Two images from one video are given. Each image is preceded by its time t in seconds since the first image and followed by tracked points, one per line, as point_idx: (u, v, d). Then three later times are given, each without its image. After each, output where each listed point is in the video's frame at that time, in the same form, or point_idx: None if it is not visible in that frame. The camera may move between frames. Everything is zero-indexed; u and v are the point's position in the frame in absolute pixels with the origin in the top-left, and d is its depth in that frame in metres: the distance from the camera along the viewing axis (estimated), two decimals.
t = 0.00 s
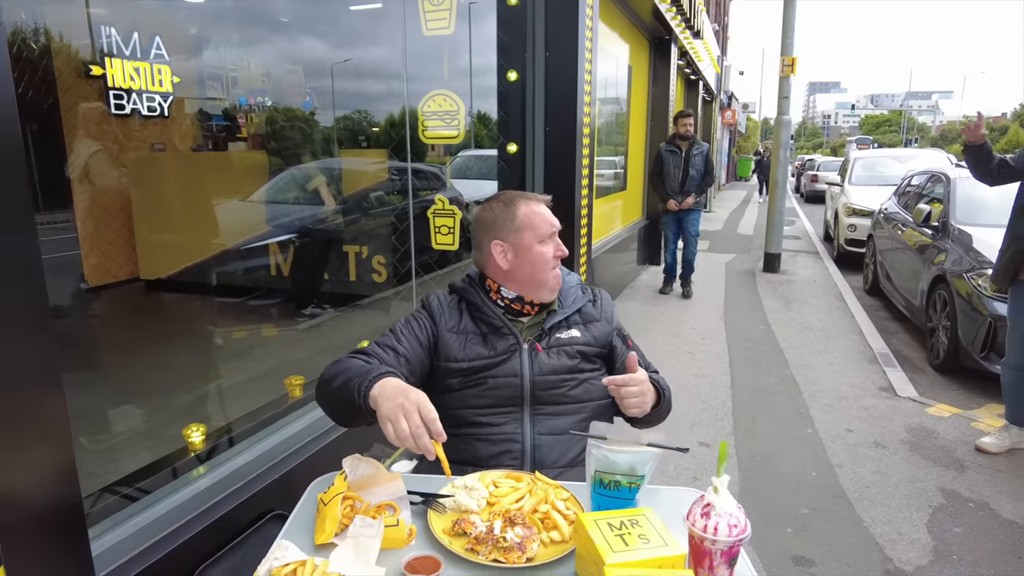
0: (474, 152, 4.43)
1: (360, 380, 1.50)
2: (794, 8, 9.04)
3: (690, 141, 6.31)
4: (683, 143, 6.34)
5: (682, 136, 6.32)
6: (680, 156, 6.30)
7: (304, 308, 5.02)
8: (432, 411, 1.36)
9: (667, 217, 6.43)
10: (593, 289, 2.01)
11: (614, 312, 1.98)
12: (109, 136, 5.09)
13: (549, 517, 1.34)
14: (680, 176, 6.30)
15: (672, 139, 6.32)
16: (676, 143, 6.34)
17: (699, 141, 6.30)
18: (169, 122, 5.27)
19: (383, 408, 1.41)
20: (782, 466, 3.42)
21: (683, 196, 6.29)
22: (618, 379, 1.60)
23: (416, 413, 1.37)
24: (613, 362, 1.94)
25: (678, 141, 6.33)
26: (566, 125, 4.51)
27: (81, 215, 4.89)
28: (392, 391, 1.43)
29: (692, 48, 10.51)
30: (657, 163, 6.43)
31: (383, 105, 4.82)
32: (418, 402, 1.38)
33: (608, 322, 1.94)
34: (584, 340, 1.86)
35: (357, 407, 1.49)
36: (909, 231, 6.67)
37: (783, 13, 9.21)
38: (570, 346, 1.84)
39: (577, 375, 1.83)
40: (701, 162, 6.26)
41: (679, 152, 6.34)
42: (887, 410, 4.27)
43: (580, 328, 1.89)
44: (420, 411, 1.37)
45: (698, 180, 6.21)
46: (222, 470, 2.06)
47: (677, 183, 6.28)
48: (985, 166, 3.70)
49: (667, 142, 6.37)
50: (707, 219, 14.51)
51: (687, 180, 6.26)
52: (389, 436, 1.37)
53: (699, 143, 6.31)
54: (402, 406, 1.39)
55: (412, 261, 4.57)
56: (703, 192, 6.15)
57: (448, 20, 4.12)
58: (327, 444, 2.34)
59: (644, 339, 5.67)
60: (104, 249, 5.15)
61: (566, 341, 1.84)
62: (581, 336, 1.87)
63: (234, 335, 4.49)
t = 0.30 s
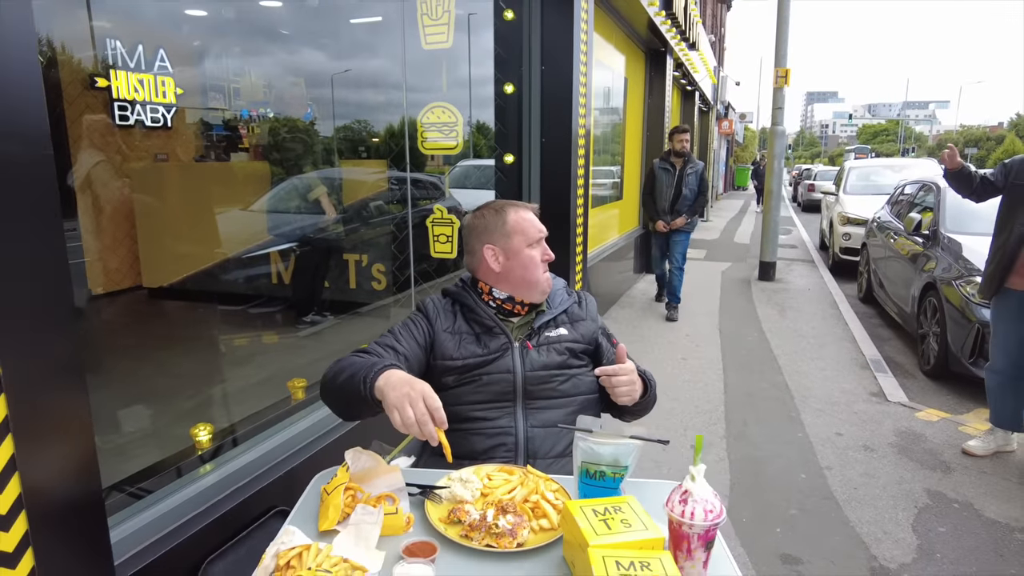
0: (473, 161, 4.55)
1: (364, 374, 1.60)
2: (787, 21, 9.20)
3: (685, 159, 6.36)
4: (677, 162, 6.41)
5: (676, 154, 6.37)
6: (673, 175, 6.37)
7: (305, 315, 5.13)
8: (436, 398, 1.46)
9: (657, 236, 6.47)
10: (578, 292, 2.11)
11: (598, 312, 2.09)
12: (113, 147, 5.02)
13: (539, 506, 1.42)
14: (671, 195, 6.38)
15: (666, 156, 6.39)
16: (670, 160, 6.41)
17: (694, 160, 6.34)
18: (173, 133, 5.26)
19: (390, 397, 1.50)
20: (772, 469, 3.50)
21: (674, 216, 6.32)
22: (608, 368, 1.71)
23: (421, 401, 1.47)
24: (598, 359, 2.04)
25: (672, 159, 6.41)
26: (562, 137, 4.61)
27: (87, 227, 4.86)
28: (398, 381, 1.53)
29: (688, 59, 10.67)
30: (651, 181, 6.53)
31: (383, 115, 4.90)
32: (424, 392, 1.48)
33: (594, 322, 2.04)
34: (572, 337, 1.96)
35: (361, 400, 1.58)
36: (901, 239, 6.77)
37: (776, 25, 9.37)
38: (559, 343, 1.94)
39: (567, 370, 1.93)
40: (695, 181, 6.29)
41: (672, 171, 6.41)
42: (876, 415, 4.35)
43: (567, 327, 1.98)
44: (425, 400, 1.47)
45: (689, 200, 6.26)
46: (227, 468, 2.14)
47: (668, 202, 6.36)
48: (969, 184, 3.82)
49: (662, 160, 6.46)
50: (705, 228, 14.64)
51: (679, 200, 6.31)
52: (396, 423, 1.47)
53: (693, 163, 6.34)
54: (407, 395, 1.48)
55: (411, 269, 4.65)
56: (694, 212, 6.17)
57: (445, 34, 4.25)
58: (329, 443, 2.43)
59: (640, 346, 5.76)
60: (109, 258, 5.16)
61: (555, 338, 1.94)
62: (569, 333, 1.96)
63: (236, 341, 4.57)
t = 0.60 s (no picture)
0: (473, 169, 4.69)
1: (368, 367, 1.69)
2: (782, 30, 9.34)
3: (679, 160, 6.16)
4: (671, 163, 6.21)
5: (670, 156, 6.17)
6: (667, 177, 6.18)
7: (307, 320, 5.12)
8: (434, 392, 1.54)
9: (652, 242, 6.29)
10: (574, 292, 2.20)
11: (593, 310, 2.17)
12: (117, 154, 5.10)
13: (536, 492, 1.50)
14: (665, 199, 6.20)
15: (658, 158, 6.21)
16: (663, 162, 6.21)
17: (688, 160, 6.14)
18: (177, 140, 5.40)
19: (390, 389, 1.59)
20: (767, 468, 3.58)
21: (671, 221, 6.17)
22: (603, 362, 1.79)
23: (420, 393, 1.55)
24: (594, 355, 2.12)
25: (665, 161, 6.20)
26: (560, 144, 4.71)
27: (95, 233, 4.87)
28: (398, 373, 1.61)
29: (686, 68, 10.80)
30: (645, 184, 6.34)
31: (383, 123, 5.14)
32: (422, 384, 1.56)
33: (589, 319, 2.13)
34: (567, 334, 2.04)
35: (366, 391, 1.67)
36: (895, 246, 6.87)
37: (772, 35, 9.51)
38: (555, 339, 2.02)
39: (563, 365, 2.01)
40: (690, 184, 6.10)
41: (667, 173, 6.18)
42: (870, 416, 4.43)
43: (563, 324, 2.07)
44: (423, 392, 1.55)
45: (685, 205, 6.08)
46: (237, 461, 2.22)
47: (663, 206, 6.18)
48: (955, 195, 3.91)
49: (654, 162, 6.28)
50: (703, 235, 14.75)
51: (674, 204, 6.13)
52: (395, 414, 1.55)
53: (688, 164, 6.14)
54: (407, 387, 1.57)
55: (412, 274, 4.76)
56: (690, 216, 6.05)
57: (445, 45, 4.40)
58: (336, 437, 2.51)
59: (638, 350, 5.84)
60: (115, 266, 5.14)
61: (551, 335, 2.02)
62: (565, 330, 2.05)
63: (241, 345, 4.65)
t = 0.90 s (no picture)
0: (473, 174, 4.79)
1: (378, 368, 1.77)
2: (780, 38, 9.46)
3: (669, 171, 5.97)
4: (660, 173, 6.01)
5: (658, 166, 5.97)
6: (658, 189, 5.99)
7: (311, 322, 5.20)
8: (439, 398, 1.61)
9: (644, 256, 6.12)
10: (574, 295, 2.28)
11: (592, 313, 2.25)
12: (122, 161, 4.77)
13: (539, 485, 1.58)
14: (657, 210, 6.02)
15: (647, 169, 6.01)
16: (652, 173, 6.00)
17: (678, 170, 5.95)
18: (182, 147, 5.25)
19: (398, 391, 1.66)
20: (763, 469, 3.65)
21: (662, 233, 6.03)
22: (601, 367, 1.87)
23: (425, 397, 1.62)
24: (592, 356, 2.20)
25: (654, 171, 5.99)
26: (560, 151, 4.80)
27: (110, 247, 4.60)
28: (405, 376, 1.68)
29: (684, 75, 10.91)
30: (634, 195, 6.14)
31: (384, 130, 5.21)
32: (428, 389, 1.63)
33: (587, 322, 2.21)
34: (567, 336, 2.13)
35: (376, 391, 1.74)
36: (891, 251, 6.96)
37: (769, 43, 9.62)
38: (555, 341, 2.10)
39: (564, 366, 2.09)
40: (681, 194, 5.96)
41: (657, 185, 5.99)
42: (865, 419, 4.50)
43: (563, 326, 2.15)
44: (428, 396, 1.62)
45: (676, 216, 5.95)
46: (249, 459, 2.28)
47: (654, 218, 6.02)
48: (948, 204, 3.99)
49: (643, 173, 6.08)
50: (701, 241, 14.84)
51: (665, 216, 5.98)
52: (401, 416, 1.62)
53: (679, 174, 5.96)
54: (413, 391, 1.64)
55: (415, 278, 4.82)
56: (683, 228, 5.92)
57: (447, 53, 4.47)
58: (344, 436, 2.57)
59: (636, 354, 5.93)
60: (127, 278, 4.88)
61: (552, 337, 2.10)
62: (565, 332, 2.13)
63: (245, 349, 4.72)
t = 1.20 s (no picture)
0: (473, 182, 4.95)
1: (393, 361, 1.84)
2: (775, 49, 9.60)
3: (672, 176, 5.53)
4: (662, 178, 5.56)
5: (661, 170, 5.52)
6: (660, 194, 5.54)
7: (315, 328, 5.22)
8: (448, 392, 1.68)
9: (641, 267, 5.66)
10: (579, 297, 2.33)
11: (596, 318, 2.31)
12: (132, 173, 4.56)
13: (551, 480, 1.65)
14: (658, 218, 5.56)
15: (648, 173, 5.60)
16: (654, 177, 5.56)
17: (682, 176, 5.52)
18: (186, 155, 5.05)
19: (409, 382, 1.73)
20: (761, 471, 3.72)
21: (663, 243, 5.54)
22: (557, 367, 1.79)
23: (435, 390, 1.69)
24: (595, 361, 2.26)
25: (656, 175, 5.55)
26: (561, 159, 4.88)
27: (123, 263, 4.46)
28: (417, 370, 1.75)
29: (680, 85, 11.04)
30: (634, 201, 5.69)
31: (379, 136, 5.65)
32: (438, 382, 1.70)
33: (591, 327, 2.27)
34: (571, 339, 2.18)
35: (390, 386, 1.82)
36: (886, 258, 7.07)
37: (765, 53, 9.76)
38: (560, 346, 2.16)
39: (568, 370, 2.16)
40: (684, 201, 5.51)
41: (658, 191, 5.55)
42: (860, 422, 4.58)
43: (567, 331, 2.21)
44: (438, 389, 1.69)
45: (679, 225, 5.47)
46: (263, 460, 2.32)
47: (655, 227, 5.55)
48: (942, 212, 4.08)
49: (643, 177, 5.63)
50: (698, 249, 14.96)
51: (667, 224, 5.51)
52: (411, 407, 1.69)
53: (683, 180, 5.51)
54: (424, 383, 1.71)
55: (419, 283, 4.93)
56: (685, 237, 5.44)
57: (450, 65, 4.73)
58: (354, 438, 2.62)
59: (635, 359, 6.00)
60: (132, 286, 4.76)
61: (557, 342, 2.16)
62: (568, 336, 2.19)
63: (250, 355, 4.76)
